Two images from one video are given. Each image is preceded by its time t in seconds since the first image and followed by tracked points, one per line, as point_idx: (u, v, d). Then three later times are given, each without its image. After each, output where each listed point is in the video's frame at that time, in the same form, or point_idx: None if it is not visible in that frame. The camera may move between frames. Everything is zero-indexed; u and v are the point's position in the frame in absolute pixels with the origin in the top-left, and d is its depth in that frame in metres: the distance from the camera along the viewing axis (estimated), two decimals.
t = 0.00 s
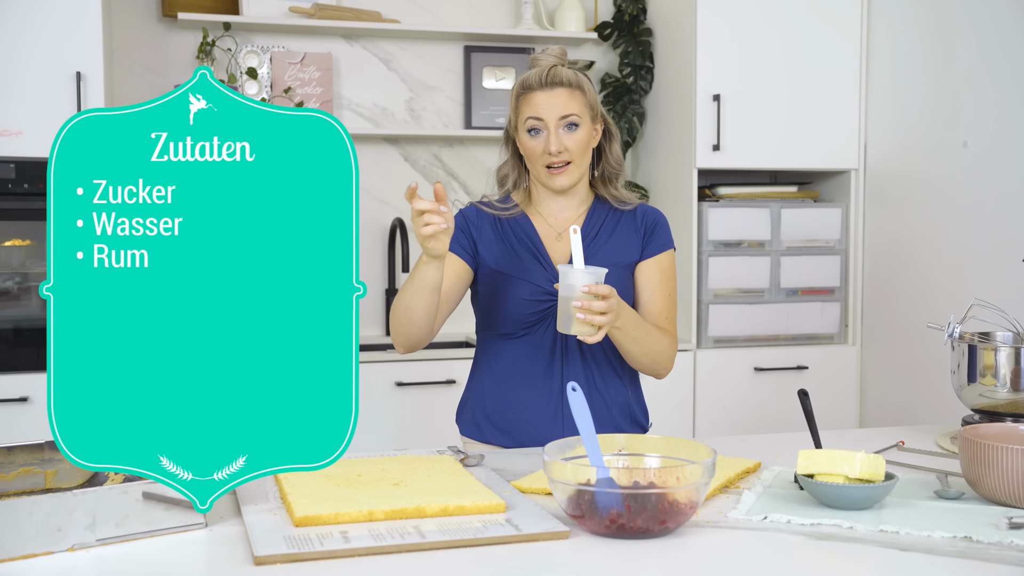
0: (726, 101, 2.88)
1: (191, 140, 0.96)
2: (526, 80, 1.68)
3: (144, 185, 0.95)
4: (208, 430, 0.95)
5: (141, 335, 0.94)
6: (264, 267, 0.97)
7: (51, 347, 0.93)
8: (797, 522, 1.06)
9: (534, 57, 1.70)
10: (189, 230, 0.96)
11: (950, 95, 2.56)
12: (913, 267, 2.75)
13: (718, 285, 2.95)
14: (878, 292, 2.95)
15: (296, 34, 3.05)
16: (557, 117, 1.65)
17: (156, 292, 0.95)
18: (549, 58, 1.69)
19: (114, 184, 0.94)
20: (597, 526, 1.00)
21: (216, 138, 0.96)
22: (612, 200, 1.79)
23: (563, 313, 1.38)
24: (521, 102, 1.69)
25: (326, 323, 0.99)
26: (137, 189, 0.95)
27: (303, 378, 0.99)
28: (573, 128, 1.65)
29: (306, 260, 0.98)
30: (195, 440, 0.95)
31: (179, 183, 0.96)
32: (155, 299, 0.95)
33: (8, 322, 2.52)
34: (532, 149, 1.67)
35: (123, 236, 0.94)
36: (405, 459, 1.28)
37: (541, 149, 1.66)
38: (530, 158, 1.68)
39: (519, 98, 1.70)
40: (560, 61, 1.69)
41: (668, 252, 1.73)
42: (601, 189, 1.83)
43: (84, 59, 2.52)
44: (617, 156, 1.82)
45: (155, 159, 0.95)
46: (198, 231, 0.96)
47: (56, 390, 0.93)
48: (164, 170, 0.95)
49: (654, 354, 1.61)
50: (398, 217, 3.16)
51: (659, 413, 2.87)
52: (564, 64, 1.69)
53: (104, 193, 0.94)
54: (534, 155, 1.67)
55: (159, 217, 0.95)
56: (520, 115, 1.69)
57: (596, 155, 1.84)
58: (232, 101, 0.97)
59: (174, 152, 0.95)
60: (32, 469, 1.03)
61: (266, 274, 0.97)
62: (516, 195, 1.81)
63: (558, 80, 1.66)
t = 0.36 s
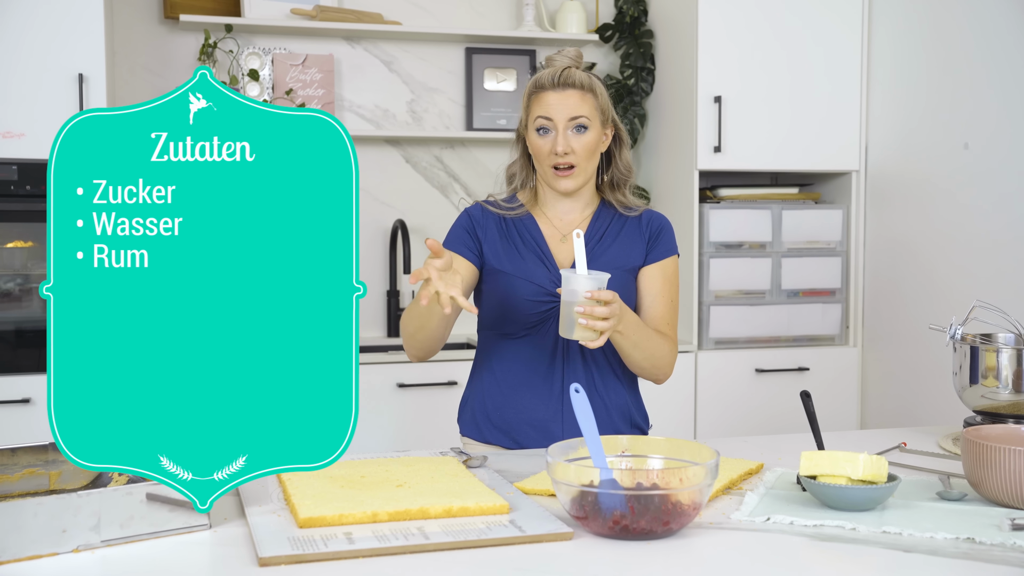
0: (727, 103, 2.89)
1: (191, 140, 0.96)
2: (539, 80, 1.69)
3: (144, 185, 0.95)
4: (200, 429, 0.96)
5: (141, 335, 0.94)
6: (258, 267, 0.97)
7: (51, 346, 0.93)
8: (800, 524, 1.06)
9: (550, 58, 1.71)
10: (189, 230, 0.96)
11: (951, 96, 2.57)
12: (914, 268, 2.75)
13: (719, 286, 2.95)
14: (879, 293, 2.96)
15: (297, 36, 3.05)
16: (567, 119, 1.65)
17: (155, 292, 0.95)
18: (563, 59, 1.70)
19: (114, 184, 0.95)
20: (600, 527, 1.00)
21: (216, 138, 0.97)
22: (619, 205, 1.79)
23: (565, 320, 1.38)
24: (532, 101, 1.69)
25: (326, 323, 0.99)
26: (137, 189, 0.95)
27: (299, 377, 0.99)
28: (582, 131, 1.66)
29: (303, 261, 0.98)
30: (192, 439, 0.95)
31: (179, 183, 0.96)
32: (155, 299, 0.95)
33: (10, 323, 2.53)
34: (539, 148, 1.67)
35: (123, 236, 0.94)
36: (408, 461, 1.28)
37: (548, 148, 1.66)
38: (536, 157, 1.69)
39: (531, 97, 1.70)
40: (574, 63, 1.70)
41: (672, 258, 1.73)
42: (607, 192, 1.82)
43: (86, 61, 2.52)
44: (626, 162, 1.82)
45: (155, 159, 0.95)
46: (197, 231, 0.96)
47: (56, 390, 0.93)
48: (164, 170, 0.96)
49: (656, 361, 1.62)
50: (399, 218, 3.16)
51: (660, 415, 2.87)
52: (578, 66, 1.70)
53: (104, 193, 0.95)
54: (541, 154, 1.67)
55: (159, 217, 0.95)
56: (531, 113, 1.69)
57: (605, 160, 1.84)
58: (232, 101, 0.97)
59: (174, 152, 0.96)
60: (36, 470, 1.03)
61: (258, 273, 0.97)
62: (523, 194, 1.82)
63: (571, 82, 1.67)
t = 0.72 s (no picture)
0: (728, 105, 2.89)
1: (191, 140, 0.96)
2: (531, 84, 1.68)
3: (144, 185, 0.95)
4: (200, 429, 0.96)
5: (141, 335, 0.95)
6: (258, 267, 0.98)
7: (51, 346, 0.93)
8: (803, 525, 1.06)
9: (541, 61, 1.70)
10: (189, 230, 0.96)
11: (951, 99, 2.57)
12: (915, 270, 2.76)
13: (720, 288, 2.96)
14: (879, 295, 2.96)
15: (298, 38, 3.05)
16: (560, 123, 1.64)
17: (155, 292, 0.95)
18: (555, 62, 1.69)
19: (114, 184, 0.95)
20: (603, 528, 1.00)
21: (216, 138, 0.97)
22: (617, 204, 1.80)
23: (566, 296, 1.38)
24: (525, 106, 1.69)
25: (326, 324, 0.99)
26: (137, 189, 0.95)
27: (299, 377, 0.99)
28: (576, 134, 1.65)
29: (303, 261, 0.99)
30: (192, 438, 0.95)
31: (179, 183, 0.96)
32: (155, 299, 0.95)
33: (11, 325, 2.53)
34: (534, 153, 1.67)
35: (123, 236, 0.95)
36: (410, 462, 1.28)
37: (543, 153, 1.66)
38: (532, 162, 1.68)
39: (524, 101, 1.70)
40: (566, 65, 1.69)
41: (672, 252, 1.72)
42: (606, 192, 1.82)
43: (87, 63, 2.52)
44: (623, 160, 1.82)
45: (155, 159, 0.96)
46: (197, 231, 0.96)
47: (56, 390, 0.93)
48: (164, 170, 0.96)
49: (659, 351, 1.61)
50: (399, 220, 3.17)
51: (661, 416, 2.87)
52: (570, 68, 1.69)
53: (104, 193, 0.95)
54: (536, 159, 1.67)
55: (159, 217, 0.95)
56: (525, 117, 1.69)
57: (601, 159, 1.85)
58: (232, 101, 0.97)
59: (174, 153, 0.96)
60: (39, 472, 1.03)
61: (258, 273, 0.98)
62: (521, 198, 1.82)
63: (563, 85, 1.66)
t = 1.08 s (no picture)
0: (728, 105, 2.89)
1: (190, 140, 0.96)
2: (534, 86, 1.66)
3: (144, 185, 0.95)
4: (201, 429, 0.96)
5: (137, 333, 0.94)
6: (258, 267, 0.98)
7: (51, 347, 0.93)
8: (804, 526, 1.06)
9: (544, 63, 1.68)
10: (189, 230, 0.96)
11: (951, 99, 2.57)
12: (915, 271, 2.76)
13: (721, 289, 2.96)
14: (880, 296, 2.96)
15: (299, 39, 3.05)
16: (563, 129, 1.61)
17: (155, 292, 0.95)
18: (557, 66, 1.67)
19: (114, 184, 0.95)
20: (604, 529, 1.00)
21: (216, 138, 0.97)
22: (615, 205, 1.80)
23: (552, 320, 1.35)
24: (527, 109, 1.66)
25: (326, 324, 1.00)
26: (137, 189, 0.95)
27: (300, 377, 0.99)
28: (578, 141, 1.63)
29: (304, 261, 0.99)
30: (193, 438, 0.95)
31: (179, 183, 0.96)
32: (155, 299, 0.95)
33: (11, 326, 2.53)
34: (535, 158, 1.65)
35: (123, 236, 0.94)
36: (411, 463, 1.28)
37: (544, 159, 1.64)
38: (533, 166, 1.67)
39: (525, 104, 1.67)
40: (569, 69, 1.67)
41: (671, 255, 1.71)
42: (604, 194, 1.83)
43: (88, 64, 2.52)
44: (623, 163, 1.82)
45: (155, 159, 0.96)
46: (197, 231, 0.96)
47: (56, 390, 0.93)
48: (164, 170, 0.96)
49: (652, 362, 1.60)
50: (400, 221, 3.17)
51: (661, 417, 2.87)
52: (572, 72, 1.67)
53: (104, 193, 0.95)
54: (537, 164, 1.65)
55: (159, 217, 0.95)
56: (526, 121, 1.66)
57: (600, 162, 1.84)
58: (232, 101, 0.97)
59: (174, 152, 0.96)
60: (39, 473, 1.03)
61: (259, 273, 0.98)
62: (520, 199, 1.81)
63: (565, 89, 1.64)
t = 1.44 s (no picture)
0: (729, 106, 2.89)
1: (191, 140, 0.96)
2: (521, 85, 1.64)
3: (144, 185, 0.95)
4: (201, 429, 0.95)
5: (137, 334, 0.94)
6: (258, 267, 0.97)
7: (52, 347, 0.93)
8: (804, 527, 1.06)
9: (532, 62, 1.66)
10: (189, 230, 0.96)
11: (951, 99, 2.57)
12: (916, 271, 2.75)
13: (721, 289, 2.95)
14: (881, 296, 2.95)
15: (299, 40, 3.05)
16: (549, 130, 1.61)
17: (155, 292, 0.95)
18: (545, 65, 1.65)
19: (114, 184, 0.94)
20: (604, 530, 1.00)
21: (216, 137, 0.97)
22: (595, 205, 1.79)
23: (536, 326, 1.37)
24: (513, 108, 1.65)
25: (326, 324, 0.99)
26: (137, 189, 0.95)
27: (300, 377, 0.99)
28: (563, 143, 1.63)
29: (304, 260, 0.98)
30: (193, 438, 0.95)
31: (179, 183, 0.96)
32: (155, 299, 0.95)
33: (11, 327, 2.52)
34: (518, 157, 1.65)
35: (123, 236, 0.94)
36: (411, 463, 1.28)
37: (528, 159, 1.64)
38: (516, 165, 1.67)
39: (511, 102, 1.65)
40: (556, 68, 1.65)
41: (653, 255, 1.72)
42: (586, 194, 1.82)
43: (87, 64, 2.52)
44: (607, 163, 1.81)
45: (155, 159, 0.95)
46: (198, 231, 0.96)
47: (56, 391, 0.93)
48: (164, 170, 0.96)
49: (633, 363, 1.61)
50: (400, 222, 3.16)
51: (662, 418, 2.86)
52: (560, 72, 1.65)
53: (104, 193, 0.94)
54: (519, 163, 1.65)
55: (159, 217, 0.95)
56: (510, 120, 1.65)
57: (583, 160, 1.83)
58: (232, 101, 0.97)
59: (174, 152, 0.96)
60: (38, 474, 1.03)
61: (259, 272, 0.97)
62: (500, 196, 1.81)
63: (553, 90, 1.63)
